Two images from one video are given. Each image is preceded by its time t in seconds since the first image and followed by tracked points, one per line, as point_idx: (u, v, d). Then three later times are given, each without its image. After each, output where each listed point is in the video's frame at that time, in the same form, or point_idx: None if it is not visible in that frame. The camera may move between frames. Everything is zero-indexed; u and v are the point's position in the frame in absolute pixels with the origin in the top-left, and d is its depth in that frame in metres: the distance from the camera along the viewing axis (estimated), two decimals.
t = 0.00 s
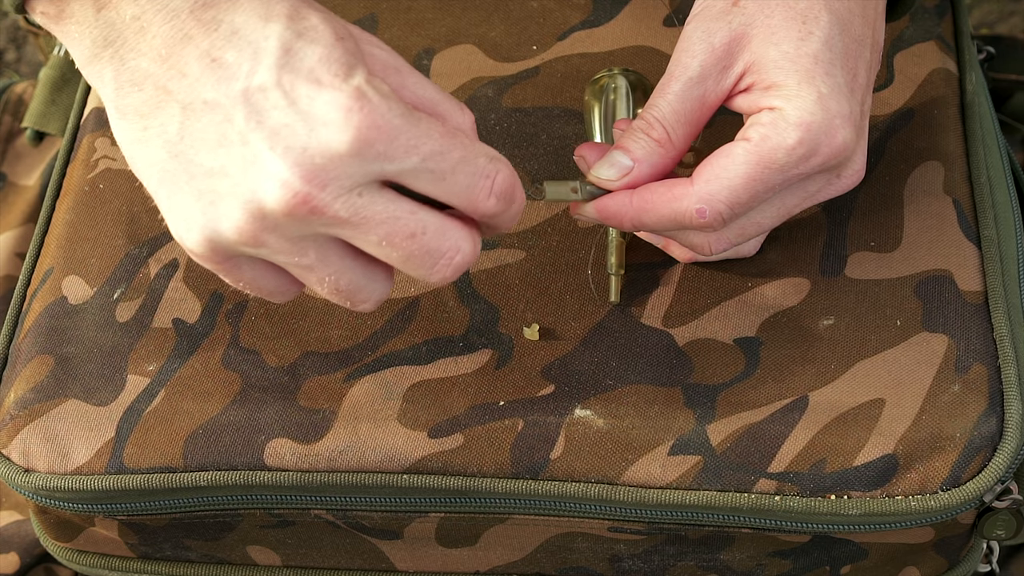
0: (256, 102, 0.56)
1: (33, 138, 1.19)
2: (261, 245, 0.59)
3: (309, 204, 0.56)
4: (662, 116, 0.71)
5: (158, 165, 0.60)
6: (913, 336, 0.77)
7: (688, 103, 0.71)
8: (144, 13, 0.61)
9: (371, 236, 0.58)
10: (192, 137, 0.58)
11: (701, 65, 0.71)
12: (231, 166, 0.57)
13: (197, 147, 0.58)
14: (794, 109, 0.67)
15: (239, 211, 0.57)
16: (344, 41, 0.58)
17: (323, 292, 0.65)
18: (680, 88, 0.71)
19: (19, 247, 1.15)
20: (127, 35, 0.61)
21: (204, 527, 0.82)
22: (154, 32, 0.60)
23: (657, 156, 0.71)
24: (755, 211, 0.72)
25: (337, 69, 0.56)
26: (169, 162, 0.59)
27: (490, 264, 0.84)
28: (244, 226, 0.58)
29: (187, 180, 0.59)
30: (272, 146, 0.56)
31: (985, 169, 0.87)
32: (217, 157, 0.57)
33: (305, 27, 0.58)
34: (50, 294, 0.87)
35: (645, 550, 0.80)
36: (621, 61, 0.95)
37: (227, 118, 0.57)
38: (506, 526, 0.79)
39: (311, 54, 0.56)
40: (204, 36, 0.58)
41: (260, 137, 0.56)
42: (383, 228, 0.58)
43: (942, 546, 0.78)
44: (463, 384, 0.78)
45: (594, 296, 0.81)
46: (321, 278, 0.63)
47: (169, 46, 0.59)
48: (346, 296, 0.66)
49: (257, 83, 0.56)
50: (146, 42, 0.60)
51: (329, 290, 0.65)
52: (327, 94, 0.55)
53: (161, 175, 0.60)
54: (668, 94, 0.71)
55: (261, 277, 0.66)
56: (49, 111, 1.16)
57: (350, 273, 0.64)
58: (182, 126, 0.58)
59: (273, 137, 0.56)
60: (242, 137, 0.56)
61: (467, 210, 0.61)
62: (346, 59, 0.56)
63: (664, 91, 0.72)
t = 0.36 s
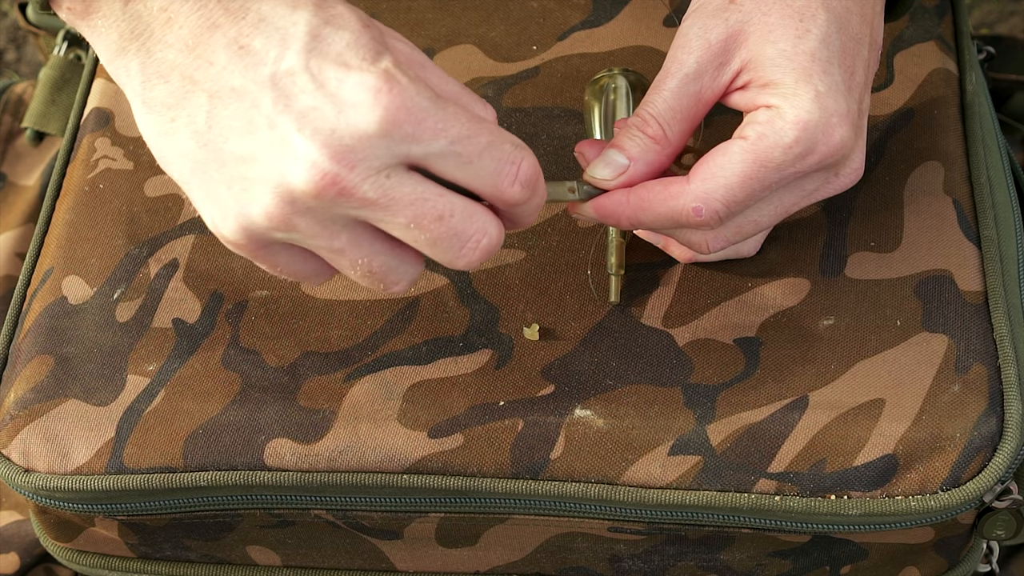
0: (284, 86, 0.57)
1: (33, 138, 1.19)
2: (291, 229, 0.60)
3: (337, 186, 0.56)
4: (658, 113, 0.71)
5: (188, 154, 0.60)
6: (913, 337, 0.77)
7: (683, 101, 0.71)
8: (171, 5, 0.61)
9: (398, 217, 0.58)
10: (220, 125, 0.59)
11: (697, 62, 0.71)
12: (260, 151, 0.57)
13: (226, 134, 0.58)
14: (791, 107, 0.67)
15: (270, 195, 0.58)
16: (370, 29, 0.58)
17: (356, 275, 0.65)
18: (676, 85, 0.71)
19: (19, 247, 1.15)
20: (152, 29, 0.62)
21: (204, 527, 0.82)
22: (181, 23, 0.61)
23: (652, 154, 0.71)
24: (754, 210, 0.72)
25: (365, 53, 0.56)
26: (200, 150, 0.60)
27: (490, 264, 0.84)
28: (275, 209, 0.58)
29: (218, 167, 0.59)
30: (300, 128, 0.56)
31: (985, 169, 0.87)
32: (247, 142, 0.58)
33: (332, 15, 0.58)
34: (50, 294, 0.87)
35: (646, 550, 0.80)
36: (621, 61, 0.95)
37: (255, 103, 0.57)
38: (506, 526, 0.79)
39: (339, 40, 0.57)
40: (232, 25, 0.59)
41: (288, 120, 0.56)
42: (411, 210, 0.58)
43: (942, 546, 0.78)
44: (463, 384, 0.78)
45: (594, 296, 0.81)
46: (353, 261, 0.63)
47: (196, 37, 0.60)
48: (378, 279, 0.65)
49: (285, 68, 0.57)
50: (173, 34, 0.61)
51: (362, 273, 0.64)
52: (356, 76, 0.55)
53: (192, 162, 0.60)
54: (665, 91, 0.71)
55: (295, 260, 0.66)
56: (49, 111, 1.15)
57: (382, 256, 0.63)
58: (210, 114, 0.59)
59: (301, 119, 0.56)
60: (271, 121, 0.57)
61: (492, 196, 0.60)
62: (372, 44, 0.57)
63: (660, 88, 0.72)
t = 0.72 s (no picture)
0: (283, 94, 0.57)
1: (33, 138, 1.19)
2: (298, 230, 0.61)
3: (337, 193, 0.56)
4: (650, 110, 0.71)
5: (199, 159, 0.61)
6: (913, 337, 0.77)
7: (676, 96, 0.71)
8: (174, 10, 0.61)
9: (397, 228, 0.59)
10: (225, 131, 0.59)
11: (689, 57, 0.71)
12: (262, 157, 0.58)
13: (231, 141, 0.59)
14: (783, 101, 0.67)
15: (276, 200, 0.59)
16: (370, 37, 0.58)
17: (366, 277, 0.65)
18: (668, 80, 0.71)
19: (19, 247, 1.15)
20: (155, 34, 0.61)
21: (204, 527, 0.82)
22: (183, 29, 0.60)
23: (645, 150, 0.72)
24: (749, 204, 0.72)
25: (365, 62, 0.56)
26: (210, 156, 0.61)
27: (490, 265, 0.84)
28: (281, 212, 0.59)
29: (228, 171, 0.60)
30: (299, 137, 0.56)
31: (985, 169, 0.87)
32: (250, 148, 0.58)
33: (334, 23, 0.58)
34: (50, 294, 0.87)
35: (646, 550, 0.80)
36: (621, 61, 0.95)
37: (256, 111, 0.57)
38: (506, 526, 0.79)
39: (337, 49, 0.57)
40: (233, 32, 0.58)
41: (287, 127, 0.56)
42: (408, 221, 0.58)
43: (942, 546, 0.78)
44: (463, 384, 0.78)
45: (593, 296, 0.81)
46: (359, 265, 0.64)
47: (197, 43, 0.60)
48: (386, 283, 0.65)
49: (285, 77, 0.57)
50: (176, 41, 0.61)
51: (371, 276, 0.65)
52: (356, 86, 0.55)
53: (205, 167, 0.61)
54: (657, 87, 0.71)
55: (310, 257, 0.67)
56: (49, 111, 1.15)
57: (389, 257, 0.63)
58: (215, 121, 0.59)
59: (300, 127, 0.56)
60: (271, 129, 0.57)
61: (488, 210, 0.61)
62: (373, 53, 0.57)
63: (652, 84, 0.71)
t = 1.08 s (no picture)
0: (302, 80, 0.57)
1: (33, 138, 1.19)
2: (315, 217, 0.60)
3: (357, 177, 0.56)
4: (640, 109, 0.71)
5: (211, 150, 0.61)
6: (913, 337, 0.77)
7: (666, 94, 0.71)
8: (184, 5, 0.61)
9: (414, 219, 0.58)
10: (240, 119, 0.59)
11: (676, 55, 0.71)
12: (280, 142, 0.57)
13: (246, 129, 0.59)
14: (774, 95, 0.67)
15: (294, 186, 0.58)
16: (383, 29, 0.60)
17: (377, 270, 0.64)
18: (657, 78, 0.71)
19: (19, 247, 1.15)
20: (164, 29, 0.62)
21: (204, 527, 0.82)
22: (195, 22, 0.61)
23: (637, 150, 0.72)
24: (744, 199, 0.72)
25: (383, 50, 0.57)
26: (223, 147, 0.60)
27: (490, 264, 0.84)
28: (300, 197, 0.59)
29: (243, 161, 0.60)
30: (319, 120, 0.56)
31: (984, 169, 0.87)
32: (266, 136, 0.58)
33: (348, 14, 0.60)
34: (50, 294, 0.87)
35: (646, 550, 0.80)
36: (621, 61, 0.95)
37: (273, 97, 0.57)
38: (506, 526, 0.79)
39: (355, 40, 0.58)
40: (247, 23, 0.59)
41: (307, 112, 0.56)
42: (425, 211, 0.58)
43: (942, 546, 0.78)
44: (464, 384, 0.78)
45: (593, 296, 0.81)
46: (371, 258, 0.63)
47: (209, 36, 0.60)
48: (396, 276, 0.65)
49: (303, 64, 0.57)
50: (186, 33, 0.61)
51: (384, 270, 0.64)
52: (376, 72, 0.56)
53: (218, 159, 0.61)
54: (647, 85, 0.71)
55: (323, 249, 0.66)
56: (49, 111, 1.15)
57: (402, 252, 0.62)
58: (229, 110, 0.59)
59: (320, 111, 0.56)
60: (289, 114, 0.57)
61: (499, 207, 0.62)
62: (388, 44, 0.58)
63: (642, 82, 0.72)
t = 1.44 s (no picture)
0: (294, 111, 0.57)
1: (33, 139, 1.19)
2: (309, 239, 0.62)
3: (345, 215, 0.58)
4: (642, 113, 0.71)
5: (210, 167, 0.62)
6: (913, 337, 0.77)
7: (668, 98, 0.71)
8: (177, 21, 0.60)
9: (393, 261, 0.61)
10: (235, 143, 0.59)
11: (679, 59, 0.71)
12: (273, 172, 0.59)
13: (242, 154, 0.59)
14: (777, 100, 0.67)
15: (289, 213, 0.60)
16: (378, 46, 0.59)
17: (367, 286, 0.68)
18: (660, 82, 0.71)
19: (19, 247, 1.15)
20: (158, 43, 0.61)
21: (204, 527, 0.82)
22: (187, 40, 0.59)
23: (638, 154, 0.72)
24: (745, 204, 0.72)
25: (376, 78, 0.57)
26: (222, 164, 0.61)
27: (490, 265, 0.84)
28: (294, 223, 0.60)
29: (241, 181, 0.61)
30: (311, 155, 0.57)
31: (985, 170, 0.87)
32: (261, 162, 0.59)
33: (340, 34, 0.58)
34: (50, 294, 0.87)
35: (646, 550, 0.80)
36: (621, 61, 0.95)
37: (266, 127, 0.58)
38: (506, 526, 0.79)
39: (348, 66, 0.57)
40: (239, 45, 0.58)
41: (299, 146, 0.57)
42: (406, 254, 0.60)
43: (942, 547, 0.78)
44: (464, 384, 0.78)
45: (594, 297, 0.81)
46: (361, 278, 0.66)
47: (203, 56, 0.59)
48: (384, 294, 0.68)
49: (294, 94, 0.57)
50: (180, 51, 0.60)
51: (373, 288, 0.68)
52: (368, 109, 0.57)
53: (217, 174, 0.62)
54: (649, 89, 0.71)
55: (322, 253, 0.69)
56: (49, 112, 1.15)
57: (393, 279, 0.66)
58: (224, 134, 0.60)
59: (313, 145, 0.57)
60: (282, 147, 0.57)
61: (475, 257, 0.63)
62: (380, 67, 0.57)
63: (644, 86, 0.71)
